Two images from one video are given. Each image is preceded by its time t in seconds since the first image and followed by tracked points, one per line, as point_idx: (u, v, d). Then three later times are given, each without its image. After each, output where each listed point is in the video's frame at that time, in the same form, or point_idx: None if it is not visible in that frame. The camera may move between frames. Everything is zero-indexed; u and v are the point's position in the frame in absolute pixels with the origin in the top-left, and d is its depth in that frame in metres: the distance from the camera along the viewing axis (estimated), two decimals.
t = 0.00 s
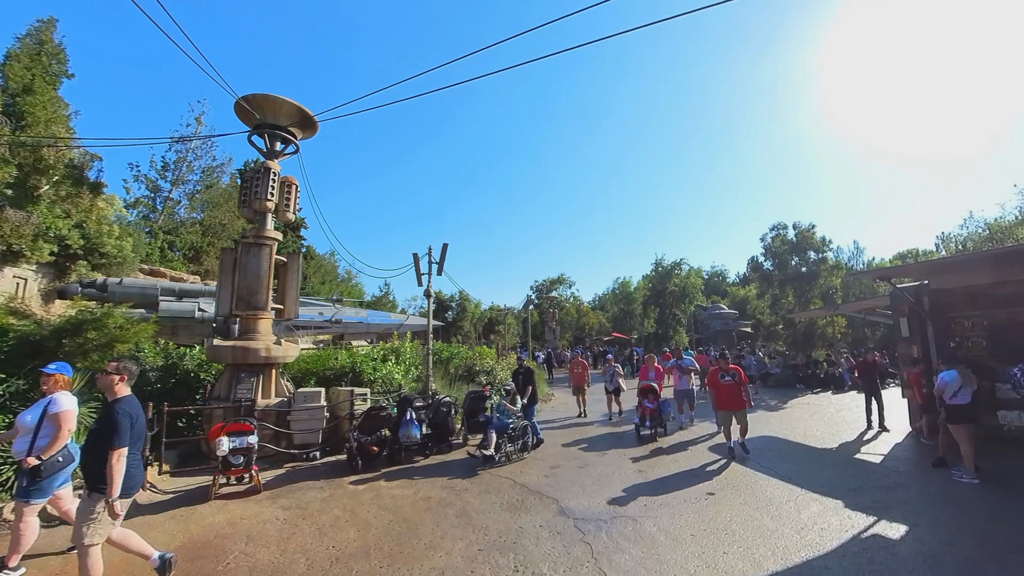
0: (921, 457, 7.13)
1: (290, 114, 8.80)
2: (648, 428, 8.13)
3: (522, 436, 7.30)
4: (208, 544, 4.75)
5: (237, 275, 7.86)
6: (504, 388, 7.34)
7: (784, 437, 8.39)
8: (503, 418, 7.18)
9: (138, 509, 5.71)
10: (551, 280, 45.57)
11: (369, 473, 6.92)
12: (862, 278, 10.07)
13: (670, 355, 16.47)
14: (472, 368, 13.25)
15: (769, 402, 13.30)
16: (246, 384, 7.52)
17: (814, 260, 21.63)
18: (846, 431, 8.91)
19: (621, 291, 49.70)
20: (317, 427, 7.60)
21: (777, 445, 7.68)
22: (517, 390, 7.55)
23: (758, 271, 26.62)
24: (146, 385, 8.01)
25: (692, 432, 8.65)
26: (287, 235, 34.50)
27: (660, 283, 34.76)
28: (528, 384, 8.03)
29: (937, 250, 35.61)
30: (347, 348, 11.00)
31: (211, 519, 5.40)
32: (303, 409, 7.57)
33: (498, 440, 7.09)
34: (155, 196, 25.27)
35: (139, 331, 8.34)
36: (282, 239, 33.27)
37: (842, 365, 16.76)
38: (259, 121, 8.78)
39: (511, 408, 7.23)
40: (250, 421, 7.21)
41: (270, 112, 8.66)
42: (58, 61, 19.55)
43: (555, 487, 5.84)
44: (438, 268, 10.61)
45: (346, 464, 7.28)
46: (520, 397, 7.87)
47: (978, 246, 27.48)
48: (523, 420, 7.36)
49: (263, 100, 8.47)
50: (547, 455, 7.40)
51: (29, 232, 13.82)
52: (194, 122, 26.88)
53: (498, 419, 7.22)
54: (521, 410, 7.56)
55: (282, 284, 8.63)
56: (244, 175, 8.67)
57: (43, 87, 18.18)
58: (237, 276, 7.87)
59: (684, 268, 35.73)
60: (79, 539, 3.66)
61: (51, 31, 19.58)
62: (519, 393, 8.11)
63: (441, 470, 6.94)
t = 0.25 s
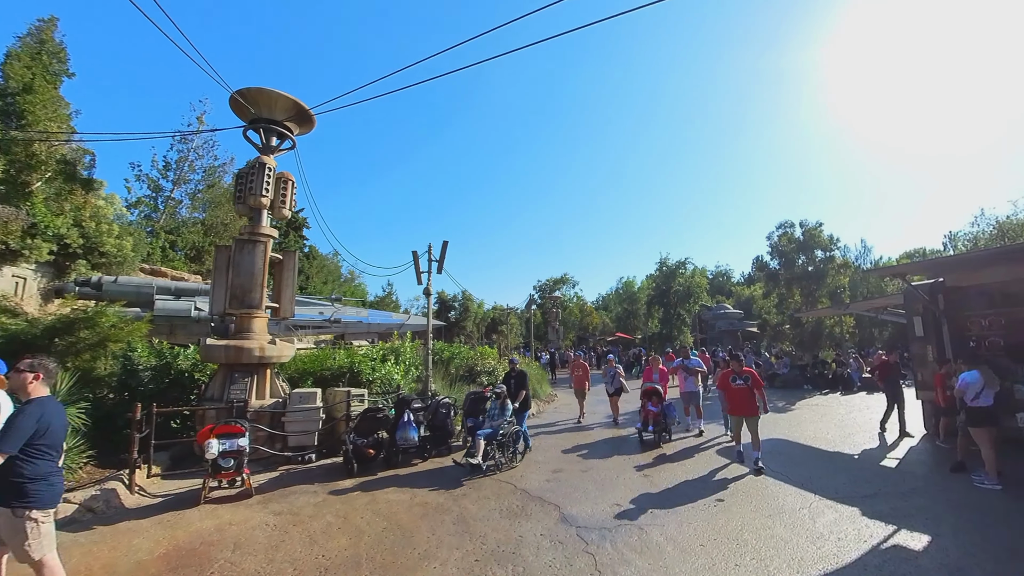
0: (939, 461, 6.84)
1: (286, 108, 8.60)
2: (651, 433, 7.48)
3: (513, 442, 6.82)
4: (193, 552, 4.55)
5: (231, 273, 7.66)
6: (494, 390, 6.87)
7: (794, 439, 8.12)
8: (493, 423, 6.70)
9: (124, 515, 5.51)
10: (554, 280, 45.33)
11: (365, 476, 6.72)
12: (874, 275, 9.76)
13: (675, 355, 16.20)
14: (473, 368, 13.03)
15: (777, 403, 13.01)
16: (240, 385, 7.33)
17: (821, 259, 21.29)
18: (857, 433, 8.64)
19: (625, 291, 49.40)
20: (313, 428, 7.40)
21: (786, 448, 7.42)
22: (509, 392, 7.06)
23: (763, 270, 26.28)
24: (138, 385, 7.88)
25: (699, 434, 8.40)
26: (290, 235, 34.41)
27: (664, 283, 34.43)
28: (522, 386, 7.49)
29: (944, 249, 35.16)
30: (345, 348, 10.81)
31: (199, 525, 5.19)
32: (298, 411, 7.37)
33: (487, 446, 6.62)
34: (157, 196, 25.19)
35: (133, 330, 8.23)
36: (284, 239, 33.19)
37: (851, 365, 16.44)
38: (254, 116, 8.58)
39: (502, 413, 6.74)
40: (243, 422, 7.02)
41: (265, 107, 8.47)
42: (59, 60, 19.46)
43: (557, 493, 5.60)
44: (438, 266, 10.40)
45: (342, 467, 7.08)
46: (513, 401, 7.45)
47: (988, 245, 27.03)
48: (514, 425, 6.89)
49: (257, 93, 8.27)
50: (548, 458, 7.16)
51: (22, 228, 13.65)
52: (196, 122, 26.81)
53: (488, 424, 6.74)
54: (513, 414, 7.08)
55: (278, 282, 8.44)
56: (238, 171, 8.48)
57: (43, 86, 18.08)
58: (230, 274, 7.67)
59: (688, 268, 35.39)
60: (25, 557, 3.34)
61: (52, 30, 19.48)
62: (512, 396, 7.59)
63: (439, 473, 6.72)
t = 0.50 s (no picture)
0: (959, 467, 6.53)
1: (281, 103, 8.41)
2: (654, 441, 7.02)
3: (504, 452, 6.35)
4: (176, 564, 4.35)
5: (225, 273, 7.48)
6: (481, 397, 6.38)
7: (805, 444, 7.84)
8: (482, 432, 6.21)
9: (109, 523, 5.33)
10: (558, 280, 45.04)
11: (361, 482, 6.49)
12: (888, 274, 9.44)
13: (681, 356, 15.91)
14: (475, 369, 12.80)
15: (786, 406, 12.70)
16: (233, 387, 7.14)
17: (830, 258, 20.90)
18: (871, 437, 8.34)
19: (629, 291, 49.06)
20: (308, 433, 7.20)
21: (798, 453, 7.13)
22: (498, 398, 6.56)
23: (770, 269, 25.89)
24: (131, 387, 7.73)
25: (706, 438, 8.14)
26: (293, 235, 34.34)
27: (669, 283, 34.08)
28: (512, 391, 7.00)
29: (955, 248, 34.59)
30: (345, 349, 10.61)
31: (185, 535, 4.99)
32: (293, 414, 7.17)
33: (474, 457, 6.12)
34: (159, 196, 25.16)
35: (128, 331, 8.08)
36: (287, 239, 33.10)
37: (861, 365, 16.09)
38: (249, 112, 8.39)
39: (490, 421, 6.25)
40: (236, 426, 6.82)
41: (260, 103, 8.28)
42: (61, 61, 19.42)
43: (559, 502, 5.35)
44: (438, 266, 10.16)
45: (338, 473, 6.87)
46: (503, 407, 6.94)
47: (1001, 243, 26.49)
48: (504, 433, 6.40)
49: (253, 89, 8.10)
50: (550, 464, 6.91)
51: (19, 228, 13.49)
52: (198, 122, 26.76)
53: (476, 433, 6.26)
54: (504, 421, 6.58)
55: (273, 282, 8.24)
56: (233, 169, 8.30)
57: (45, 86, 18.02)
58: (224, 274, 7.48)
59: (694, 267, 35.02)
60: None
61: (53, 31, 19.46)
62: (503, 402, 7.09)
63: (437, 479, 6.49)
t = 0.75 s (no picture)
0: (980, 473, 6.22)
1: (275, 98, 8.23)
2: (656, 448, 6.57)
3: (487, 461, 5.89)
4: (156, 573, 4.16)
5: (216, 271, 7.30)
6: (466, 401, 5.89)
7: (815, 447, 7.55)
8: (462, 439, 5.76)
9: (91, 529, 5.15)
10: (562, 279, 44.76)
11: (353, 486, 6.29)
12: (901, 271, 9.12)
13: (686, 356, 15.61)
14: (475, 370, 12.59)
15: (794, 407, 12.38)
16: (225, 388, 6.96)
17: (839, 256, 20.49)
18: (884, 441, 8.03)
19: (634, 291, 48.68)
20: (301, 435, 7.01)
21: (809, 457, 6.84)
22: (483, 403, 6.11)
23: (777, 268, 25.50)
24: (122, 387, 7.58)
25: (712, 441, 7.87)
26: (296, 235, 34.31)
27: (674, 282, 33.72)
28: (498, 396, 6.38)
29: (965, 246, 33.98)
30: (342, 350, 10.43)
31: (167, 543, 4.80)
32: (286, 416, 6.98)
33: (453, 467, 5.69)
34: (162, 196, 25.18)
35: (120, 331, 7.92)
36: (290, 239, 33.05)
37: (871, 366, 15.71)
38: (242, 107, 8.22)
39: (471, 428, 5.80)
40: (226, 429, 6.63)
41: (253, 97, 8.10)
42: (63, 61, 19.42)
43: (558, 510, 5.11)
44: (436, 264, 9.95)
45: (331, 476, 6.67)
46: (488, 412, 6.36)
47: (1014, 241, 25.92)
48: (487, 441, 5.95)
49: (245, 84, 7.92)
50: (550, 468, 6.67)
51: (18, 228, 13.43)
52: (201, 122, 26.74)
53: (456, 440, 5.81)
54: (486, 427, 6.13)
55: (267, 280, 8.06)
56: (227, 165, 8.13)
57: (46, 86, 18.01)
58: (215, 272, 7.30)
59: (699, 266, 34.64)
60: None
61: (55, 31, 19.48)
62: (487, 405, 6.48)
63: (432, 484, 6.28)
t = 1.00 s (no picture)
0: (998, 478, 5.94)
1: (269, 94, 8.09)
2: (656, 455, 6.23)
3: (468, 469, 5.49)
4: None
5: (208, 269, 7.16)
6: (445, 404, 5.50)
7: (824, 450, 7.29)
8: (440, 446, 5.34)
9: (75, 532, 5.02)
10: (566, 279, 44.51)
11: (346, 489, 6.12)
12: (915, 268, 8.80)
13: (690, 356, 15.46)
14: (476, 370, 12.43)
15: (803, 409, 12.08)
16: (216, 388, 6.83)
17: (847, 254, 20.10)
18: (897, 443, 7.75)
19: (639, 290, 48.34)
20: (294, 436, 6.86)
21: (817, 461, 6.59)
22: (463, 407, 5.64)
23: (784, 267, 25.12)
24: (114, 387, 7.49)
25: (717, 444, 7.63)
26: (300, 235, 34.36)
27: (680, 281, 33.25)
28: (478, 399, 6.33)
29: (978, 244, 33.32)
30: (340, 349, 10.29)
31: (151, 546, 4.66)
32: (279, 417, 6.83)
33: (429, 475, 5.31)
34: (166, 196, 25.23)
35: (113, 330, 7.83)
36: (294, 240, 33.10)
37: (881, 366, 15.36)
38: (236, 103, 8.08)
39: (450, 434, 5.37)
40: (217, 430, 6.50)
41: (247, 93, 7.97)
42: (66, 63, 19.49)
43: (555, 516, 4.92)
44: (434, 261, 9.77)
45: (324, 478, 6.51)
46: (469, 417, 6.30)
47: None
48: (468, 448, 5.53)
49: (238, 79, 7.78)
50: (548, 471, 6.46)
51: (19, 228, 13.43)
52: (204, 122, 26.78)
53: (434, 446, 5.39)
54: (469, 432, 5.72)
55: (261, 278, 7.93)
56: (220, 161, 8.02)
57: (49, 87, 18.05)
58: (208, 270, 7.17)
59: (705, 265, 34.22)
60: None
61: (58, 33, 19.55)
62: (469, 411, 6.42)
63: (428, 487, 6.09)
